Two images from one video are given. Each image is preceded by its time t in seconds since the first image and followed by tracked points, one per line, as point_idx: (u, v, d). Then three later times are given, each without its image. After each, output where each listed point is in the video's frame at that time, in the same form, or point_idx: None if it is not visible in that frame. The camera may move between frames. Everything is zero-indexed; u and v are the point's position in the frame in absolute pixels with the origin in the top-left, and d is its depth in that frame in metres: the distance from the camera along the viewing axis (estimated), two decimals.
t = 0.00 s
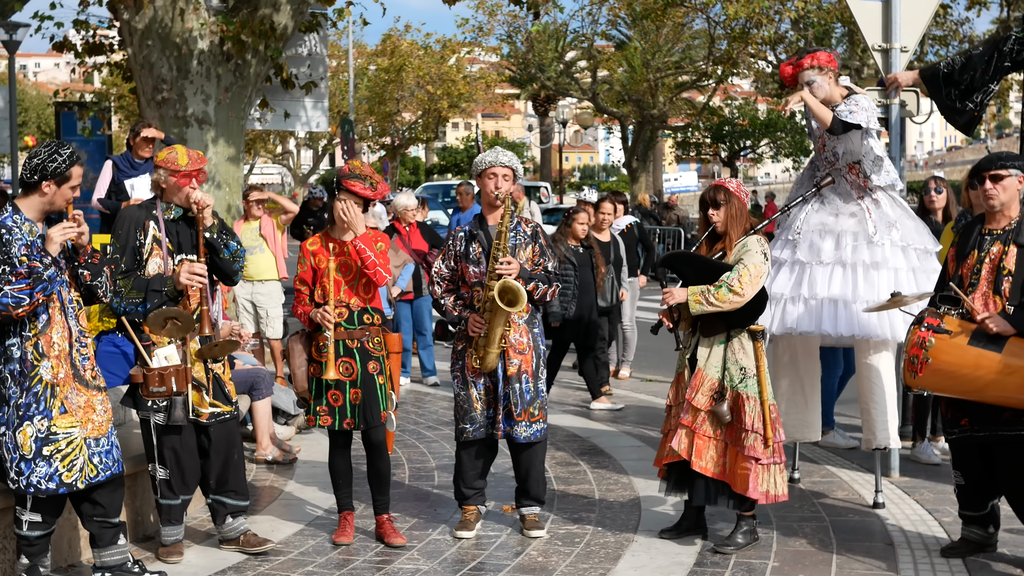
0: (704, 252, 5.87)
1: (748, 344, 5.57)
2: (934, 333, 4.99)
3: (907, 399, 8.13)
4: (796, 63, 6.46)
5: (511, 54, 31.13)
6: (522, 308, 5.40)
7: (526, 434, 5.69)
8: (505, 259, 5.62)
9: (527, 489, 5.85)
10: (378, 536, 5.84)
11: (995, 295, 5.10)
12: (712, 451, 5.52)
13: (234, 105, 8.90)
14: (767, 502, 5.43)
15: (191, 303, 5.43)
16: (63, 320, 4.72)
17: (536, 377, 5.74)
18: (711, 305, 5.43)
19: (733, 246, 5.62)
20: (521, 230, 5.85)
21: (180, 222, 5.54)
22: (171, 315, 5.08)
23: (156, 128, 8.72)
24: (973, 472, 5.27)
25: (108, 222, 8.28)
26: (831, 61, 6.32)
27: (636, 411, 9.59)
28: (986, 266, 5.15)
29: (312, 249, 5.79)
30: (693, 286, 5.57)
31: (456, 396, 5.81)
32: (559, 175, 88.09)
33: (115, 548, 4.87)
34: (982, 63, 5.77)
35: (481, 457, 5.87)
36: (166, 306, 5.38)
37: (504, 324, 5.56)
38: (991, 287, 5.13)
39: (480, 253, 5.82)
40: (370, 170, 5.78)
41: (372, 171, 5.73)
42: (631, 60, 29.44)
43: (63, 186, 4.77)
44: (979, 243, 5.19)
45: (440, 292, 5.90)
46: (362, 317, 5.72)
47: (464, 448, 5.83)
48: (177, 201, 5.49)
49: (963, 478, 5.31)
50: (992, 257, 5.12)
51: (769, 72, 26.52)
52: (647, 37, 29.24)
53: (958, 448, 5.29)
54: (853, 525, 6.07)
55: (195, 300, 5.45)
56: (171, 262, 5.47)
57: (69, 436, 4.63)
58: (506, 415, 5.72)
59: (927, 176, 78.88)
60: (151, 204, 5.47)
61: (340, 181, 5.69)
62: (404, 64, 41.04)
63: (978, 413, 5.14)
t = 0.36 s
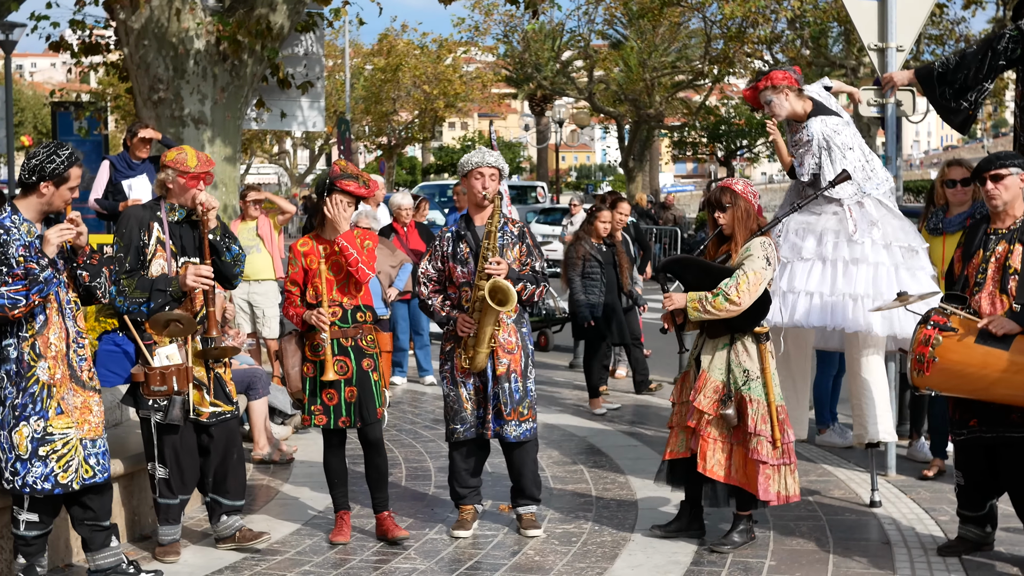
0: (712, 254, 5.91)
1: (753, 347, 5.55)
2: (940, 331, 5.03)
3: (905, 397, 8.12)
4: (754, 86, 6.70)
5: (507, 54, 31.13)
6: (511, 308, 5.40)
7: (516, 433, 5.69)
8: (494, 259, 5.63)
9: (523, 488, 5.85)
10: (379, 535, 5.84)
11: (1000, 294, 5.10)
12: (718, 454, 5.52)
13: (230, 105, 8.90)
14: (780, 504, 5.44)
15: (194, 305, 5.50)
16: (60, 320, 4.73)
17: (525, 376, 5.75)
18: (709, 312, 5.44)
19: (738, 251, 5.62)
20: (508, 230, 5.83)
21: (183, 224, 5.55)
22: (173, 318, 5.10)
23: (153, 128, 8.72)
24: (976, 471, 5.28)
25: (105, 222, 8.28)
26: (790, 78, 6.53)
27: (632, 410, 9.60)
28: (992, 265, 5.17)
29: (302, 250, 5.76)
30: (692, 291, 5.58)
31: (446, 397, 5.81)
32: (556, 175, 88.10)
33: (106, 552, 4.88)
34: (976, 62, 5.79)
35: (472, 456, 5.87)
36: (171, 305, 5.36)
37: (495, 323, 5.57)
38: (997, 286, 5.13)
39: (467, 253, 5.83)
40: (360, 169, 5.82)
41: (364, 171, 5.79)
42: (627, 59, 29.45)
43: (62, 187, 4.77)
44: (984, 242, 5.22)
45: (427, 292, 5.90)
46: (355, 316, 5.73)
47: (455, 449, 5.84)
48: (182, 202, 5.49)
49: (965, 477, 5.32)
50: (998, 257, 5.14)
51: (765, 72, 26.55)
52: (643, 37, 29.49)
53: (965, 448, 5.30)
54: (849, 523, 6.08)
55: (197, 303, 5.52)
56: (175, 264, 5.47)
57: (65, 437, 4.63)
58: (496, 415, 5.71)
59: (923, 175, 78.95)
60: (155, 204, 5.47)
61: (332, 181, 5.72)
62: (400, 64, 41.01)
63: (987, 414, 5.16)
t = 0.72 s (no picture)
0: (712, 252, 5.89)
1: (750, 347, 5.55)
2: (957, 340, 5.01)
3: (903, 398, 8.13)
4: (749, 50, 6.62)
5: (505, 55, 31.15)
6: (503, 308, 5.40)
7: (510, 433, 5.71)
8: (486, 259, 5.62)
9: (519, 489, 5.86)
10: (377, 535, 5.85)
11: (1016, 296, 5.12)
12: (715, 451, 5.56)
13: (227, 106, 8.89)
14: (766, 504, 5.42)
15: (206, 306, 5.49)
16: (56, 323, 4.73)
17: (518, 377, 5.75)
18: (711, 310, 5.43)
19: (738, 249, 5.61)
20: (498, 231, 5.85)
21: (200, 225, 5.55)
22: (185, 318, 5.17)
23: (150, 129, 8.73)
24: (976, 473, 5.27)
25: (103, 222, 8.28)
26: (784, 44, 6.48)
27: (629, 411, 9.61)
28: (1006, 266, 5.17)
29: (298, 251, 5.77)
30: (692, 289, 5.58)
31: (438, 398, 5.81)
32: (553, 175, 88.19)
33: (103, 552, 4.87)
34: (971, 62, 5.79)
35: (466, 457, 5.87)
36: (183, 305, 5.39)
37: (487, 324, 5.57)
38: (1011, 288, 5.15)
39: (458, 254, 5.83)
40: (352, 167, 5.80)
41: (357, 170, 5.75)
42: (624, 60, 29.47)
43: (62, 191, 4.77)
44: (998, 242, 5.21)
45: (418, 294, 5.92)
46: (349, 318, 5.73)
47: (449, 450, 5.83)
48: (199, 201, 5.48)
49: (962, 479, 5.32)
50: (1012, 257, 5.15)
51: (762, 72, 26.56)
52: (641, 37, 29.33)
53: (966, 449, 5.29)
54: (846, 524, 6.09)
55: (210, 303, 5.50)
56: (190, 263, 5.48)
57: (59, 440, 4.63)
58: (490, 415, 5.73)
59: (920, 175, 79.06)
60: (173, 203, 5.47)
61: (325, 180, 5.69)
62: (397, 65, 41.02)
63: (995, 416, 5.14)
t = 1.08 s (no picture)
0: (709, 256, 5.87)
1: (752, 349, 5.56)
2: (946, 342, 5.01)
3: (898, 399, 8.14)
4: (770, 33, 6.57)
5: (499, 56, 31.14)
6: (497, 308, 5.40)
7: (505, 434, 5.70)
8: (480, 260, 5.62)
9: (514, 490, 5.86)
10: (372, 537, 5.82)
11: (1007, 300, 5.12)
12: (718, 457, 5.53)
13: (221, 107, 8.89)
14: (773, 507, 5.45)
15: (214, 308, 5.49)
16: (52, 325, 4.72)
17: (513, 377, 5.76)
18: (716, 313, 5.45)
19: (738, 252, 5.63)
20: (492, 232, 5.85)
21: (211, 226, 5.53)
22: (192, 320, 5.15)
23: (143, 130, 8.72)
24: (964, 472, 5.28)
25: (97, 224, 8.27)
26: (802, 32, 6.44)
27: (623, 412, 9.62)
28: (998, 269, 5.17)
29: (293, 253, 5.78)
30: (694, 292, 5.57)
31: (433, 400, 5.80)
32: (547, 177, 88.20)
33: (100, 553, 4.86)
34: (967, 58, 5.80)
35: (461, 459, 5.86)
36: (189, 306, 5.39)
37: (481, 325, 5.57)
38: (1003, 291, 5.15)
39: (452, 256, 5.84)
40: (345, 169, 5.80)
41: (348, 169, 5.75)
42: (618, 61, 29.48)
43: (59, 193, 4.77)
44: (991, 244, 5.21)
45: (413, 296, 5.89)
46: (343, 321, 5.71)
47: (444, 451, 5.83)
48: (211, 203, 5.47)
49: (951, 478, 5.32)
50: (1006, 260, 5.14)
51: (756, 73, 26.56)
52: (634, 39, 29.18)
53: (953, 448, 5.30)
54: (840, 525, 6.09)
55: (218, 305, 5.49)
56: (197, 265, 5.46)
57: (53, 442, 4.62)
58: (484, 416, 5.71)
59: (913, 176, 79.17)
60: (185, 203, 5.49)
61: (315, 181, 5.70)
62: (391, 66, 41.01)
63: (981, 415, 5.15)
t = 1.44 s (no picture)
0: (705, 254, 5.87)
1: (751, 347, 5.59)
2: (925, 339, 5.05)
3: (897, 400, 8.17)
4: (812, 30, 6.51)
5: (499, 57, 31.17)
6: (501, 309, 5.40)
7: (508, 435, 5.72)
8: (484, 261, 5.64)
9: (515, 490, 5.88)
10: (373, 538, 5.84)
11: (985, 298, 5.19)
12: (721, 455, 5.54)
13: (222, 109, 8.92)
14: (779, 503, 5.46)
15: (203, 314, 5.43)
16: (55, 325, 4.74)
17: (517, 379, 5.77)
18: (716, 312, 5.47)
19: (734, 250, 5.66)
20: (496, 233, 5.91)
21: (200, 230, 5.55)
22: (180, 323, 5.23)
23: (145, 132, 8.74)
24: (966, 473, 5.36)
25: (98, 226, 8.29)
26: (844, 35, 6.42)
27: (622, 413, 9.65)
28: (977, 268, 5.24)
29: (300, 253, 5.80)
30: (693, 292, 5.60)
31: (438, 400, 5.83)
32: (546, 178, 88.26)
33: (98, 554, 4.89)
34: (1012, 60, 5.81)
35: (463, 461, 5.88)
36: (176, 311, 5.38)
37: (485, 325, 5.59)
38: (981, 290, 5.22)
39: (457, 256, 5.86)
40: (352, 171, 5.85)
41: (353, 171, 5.80)
42: (617, 63, 29.51)
43: (62, 195, 4.80)
44: (971, 243, 5.29)
45: (418, 297, 5.95)
46: (349, 321, 5.74)
47: (447, 452, 5.85)
48: (201, 209, 5.48)
49: (955, 478, 5.39)
50: (983, 258, 5.22)
51: (755, 75, 26.58)
52: (633, 40, 29.19)
53: (951, 449, 5.39)
54: (839, 525, 6.12)
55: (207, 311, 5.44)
56: (187, 269, 5.48)
57: (57, 442, 4.65)
58: (488, 416, 5.74)
59: (912, 177, 79.20)
60: (175, 207, 5.49)
61: (320, 181, 5.76)
62: (391, 67, 41.06)
63: (972, 415, 5.26)
